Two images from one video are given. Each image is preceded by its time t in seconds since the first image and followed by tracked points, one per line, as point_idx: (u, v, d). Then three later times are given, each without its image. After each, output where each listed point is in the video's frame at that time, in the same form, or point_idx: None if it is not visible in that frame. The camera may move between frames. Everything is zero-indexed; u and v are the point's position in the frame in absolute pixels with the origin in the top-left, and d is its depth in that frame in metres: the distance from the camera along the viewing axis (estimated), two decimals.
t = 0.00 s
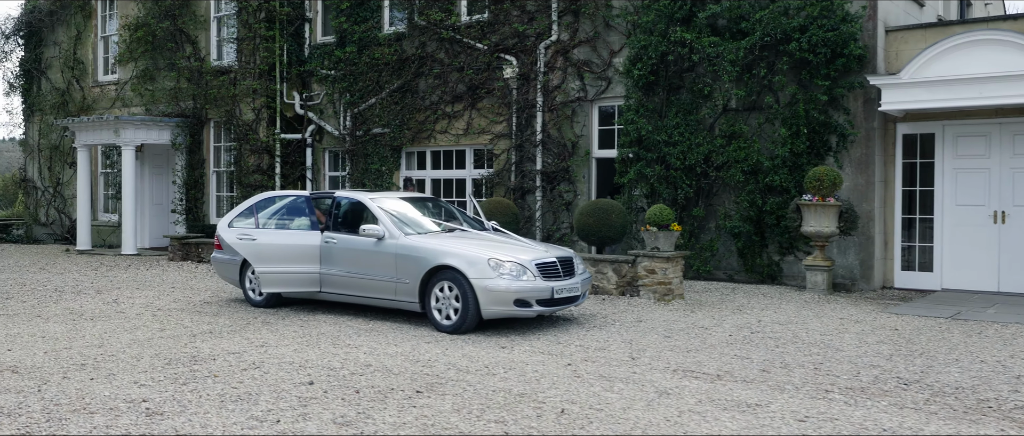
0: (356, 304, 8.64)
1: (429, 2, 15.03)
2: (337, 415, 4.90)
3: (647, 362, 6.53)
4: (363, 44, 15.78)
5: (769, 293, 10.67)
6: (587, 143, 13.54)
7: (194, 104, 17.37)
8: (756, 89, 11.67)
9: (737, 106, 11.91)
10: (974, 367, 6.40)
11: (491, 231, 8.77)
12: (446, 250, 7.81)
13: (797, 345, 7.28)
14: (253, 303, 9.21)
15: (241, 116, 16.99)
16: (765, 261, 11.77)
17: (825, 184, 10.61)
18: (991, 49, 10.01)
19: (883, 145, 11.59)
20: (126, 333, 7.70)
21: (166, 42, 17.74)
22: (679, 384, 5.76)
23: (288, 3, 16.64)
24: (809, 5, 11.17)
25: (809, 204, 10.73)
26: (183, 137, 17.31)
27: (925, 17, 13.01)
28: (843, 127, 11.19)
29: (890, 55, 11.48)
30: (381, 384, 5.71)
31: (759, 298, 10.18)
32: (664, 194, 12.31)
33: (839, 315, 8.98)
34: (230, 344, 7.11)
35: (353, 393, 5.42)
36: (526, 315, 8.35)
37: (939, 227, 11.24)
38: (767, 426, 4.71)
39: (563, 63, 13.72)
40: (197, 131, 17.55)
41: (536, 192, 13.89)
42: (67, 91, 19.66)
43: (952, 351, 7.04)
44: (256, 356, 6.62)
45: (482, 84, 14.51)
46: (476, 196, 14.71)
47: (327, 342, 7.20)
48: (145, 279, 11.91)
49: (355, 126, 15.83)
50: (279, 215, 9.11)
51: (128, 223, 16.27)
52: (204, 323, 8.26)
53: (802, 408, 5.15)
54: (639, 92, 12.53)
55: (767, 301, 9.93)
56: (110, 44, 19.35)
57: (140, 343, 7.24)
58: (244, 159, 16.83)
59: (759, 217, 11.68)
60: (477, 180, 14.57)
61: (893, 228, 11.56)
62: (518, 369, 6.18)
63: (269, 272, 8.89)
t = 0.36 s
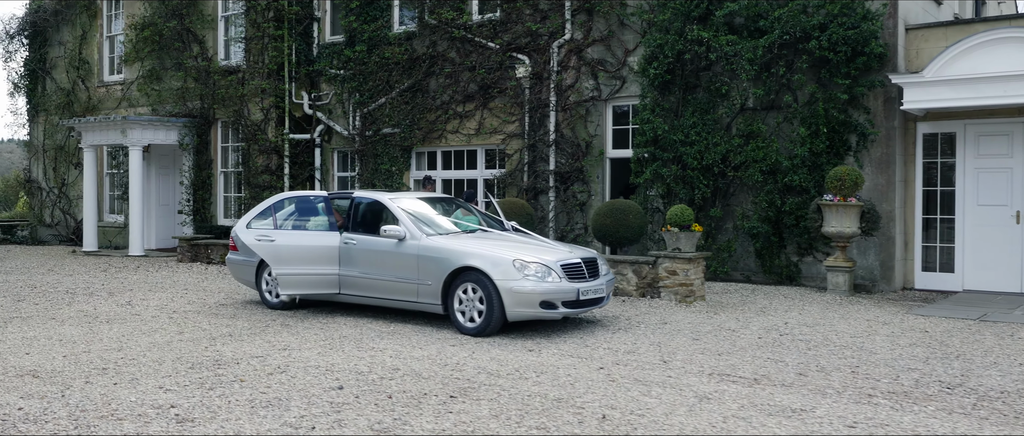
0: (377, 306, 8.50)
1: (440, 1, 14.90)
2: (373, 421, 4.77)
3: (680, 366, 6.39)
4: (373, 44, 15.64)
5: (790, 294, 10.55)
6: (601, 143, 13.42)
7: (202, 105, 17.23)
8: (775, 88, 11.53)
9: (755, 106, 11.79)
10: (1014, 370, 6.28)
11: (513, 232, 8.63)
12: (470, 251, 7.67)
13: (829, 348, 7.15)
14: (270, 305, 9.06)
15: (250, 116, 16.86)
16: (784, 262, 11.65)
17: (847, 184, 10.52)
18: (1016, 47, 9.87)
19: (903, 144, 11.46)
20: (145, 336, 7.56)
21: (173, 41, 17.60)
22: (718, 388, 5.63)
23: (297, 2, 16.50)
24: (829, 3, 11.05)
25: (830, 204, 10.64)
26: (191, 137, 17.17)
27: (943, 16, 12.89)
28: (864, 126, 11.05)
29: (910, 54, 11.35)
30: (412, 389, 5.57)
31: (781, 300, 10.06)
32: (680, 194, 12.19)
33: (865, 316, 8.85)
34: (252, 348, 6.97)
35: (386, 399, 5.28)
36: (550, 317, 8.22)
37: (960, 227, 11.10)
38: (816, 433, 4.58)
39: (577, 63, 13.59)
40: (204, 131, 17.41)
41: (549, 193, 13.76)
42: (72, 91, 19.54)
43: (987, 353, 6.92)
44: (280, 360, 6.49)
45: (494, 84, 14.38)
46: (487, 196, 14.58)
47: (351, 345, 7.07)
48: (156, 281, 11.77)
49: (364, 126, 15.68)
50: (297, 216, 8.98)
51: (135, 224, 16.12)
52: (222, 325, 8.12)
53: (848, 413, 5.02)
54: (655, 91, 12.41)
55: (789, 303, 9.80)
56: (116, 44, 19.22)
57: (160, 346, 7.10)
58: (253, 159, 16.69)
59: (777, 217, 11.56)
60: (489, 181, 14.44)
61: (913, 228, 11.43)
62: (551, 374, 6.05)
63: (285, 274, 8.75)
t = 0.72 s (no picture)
0: (396, 310, 8.39)
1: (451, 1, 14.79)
2: (410, 431, 4.66)
3: (712, 372, 6.28)
4: (382, 44, 15.51)
5: (810, 298, 10.44)
6: (615, 144, 13.31)
7: (209, 105, 17.11)
8: (793, 89, 11.43)
9: (771, 108, 11.69)
10: None
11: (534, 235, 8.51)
12: (493, 254, 7.56)
13: (859, 353, 7.04)
14: (287, 309, 8.95)
15: (258, 117, 16.74)
16: (801, 264, 11.54)
17: (867, 186, 10.40)
18: None
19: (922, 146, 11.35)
20: (163, 341, 7.43)
21: (180, 41, 17.49)
22: (755, 396, 5.52)
23: (306, 2, 16.38)
24: (847, 4, 10.96)
25: (850, 207, 10.55)
26: (198, 138, 17.07)
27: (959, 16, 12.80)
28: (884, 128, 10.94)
29: (929, 55, 11.25)
30: (444, 396, 5.46)
31: (801, 303, 9.95)
32: (696, 196, 12.09)
33: (889, 320, 8.75)
34: (274, 353, 6.86)
35: (419, 407, 5.17)
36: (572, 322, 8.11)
37: (981, 230, 11.00)
38: None
39: (590, 64, 13.49)
40: (212, 132, 17.29)
41: (561, 194, 13.65)
42: (78, 92, 19.41)
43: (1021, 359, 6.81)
44: (304, 366, 6.37)
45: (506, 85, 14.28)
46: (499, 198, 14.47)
47: (374, 350, 6.95)
48: (166, 283, 11.65)
49: (373, 127, 15.57)
50: (313, 218, 8.86)
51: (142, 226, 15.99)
52: (240, 329, 8.00)
53: (892, 422, 4.91)
54: (670, 92, 12.31)
55: (810, 307, 9.69)
56: (122, 43, 19.06)
57: (180, 351, 6.98)
58: (261, 161, 16.57)
59: (795, 220, 11.45)
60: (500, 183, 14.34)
61: (932, 231, 11.33)
62: (583, 380, 5.93)
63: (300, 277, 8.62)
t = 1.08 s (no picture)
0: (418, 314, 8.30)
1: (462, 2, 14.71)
2: None
3: (747, 377, 6.21)
4: (393, 46, 15.43)
5: (830, 301, 10.37)
6: (628, 147, 13.23)
7: (218, 108, 17.03)
8: (810, 91, 11.37)
9: (788, 110, 11.63)
10: None
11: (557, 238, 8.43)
12: (519, 257, 7.49)
13: (890, 357, 6.97)
14: (306, 313, 8.85)
15: (267, 119, 16.66)
16: (819, 267, 11.47)
17: (887, 189, 10.35)
18: None
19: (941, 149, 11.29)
20: (185, 345, 7.35)
21: (188, 43, 17.40)
22: (795, 401, 5.45)
23: (315, 4, 16.31)
24: (866, 5, 10.90)
25: (870, 210, 10.51)
26: (206, 141, 16.98)
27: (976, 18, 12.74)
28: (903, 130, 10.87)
29: (948, 57, 11.19)
30: (479, 402, 5.38)
31: (822, 307, 9.88)
32: (712, 199, 12.02)
33: (914, 324, 8.68)
34: (300, 357, 6.77)
35: (457, 413, 5.09)
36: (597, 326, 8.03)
37: (1000, 233, 10.93)
38: None
39: (603, 65, 13.42)
40: (220, 135, 17.20)
41: (575, 197, 13.58)
42: (83, 94, 19.31)
43: None
44: (332, 371, 6.29)
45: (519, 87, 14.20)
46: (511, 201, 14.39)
47: (401, 355, 6.87)
48: (179, 287, 11.55)
49: (384, 130, 15.48)
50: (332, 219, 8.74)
51: (150, 229, 15.88)
52: (261, 333, 7.92)
53: (938, 428, 4.84)
54: (686, 95, 12.24)
55: (832, 310, 9.62)
56: (128, 45, 18.99)
57: (204, 355, 6.90)
58: (270, 163, 16.49)
59: (813, 223, 11.39)
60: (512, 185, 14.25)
61: (951, 234, 11.26)
62: (617, 386, 5.85)
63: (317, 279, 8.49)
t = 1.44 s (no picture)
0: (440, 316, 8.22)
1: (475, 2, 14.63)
2: None
3: (781, 380, 6.13)
4: (404, 47, 15.34)
5: (850, 303, 10.30)
6: (643, 148, 13.15)
7: (227, 108, 16.95)
8: (829, 92, 11.30)
9: (806, 111, 11.56)
10: None
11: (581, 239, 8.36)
12: (545, 259, 7.41)
13: (922, 360, 6.90)
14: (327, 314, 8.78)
15: (278, 119, 16.58)
16: (837, 269, 11.40)
17: (908, 190, 10.30)
18: None
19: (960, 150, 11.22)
20: (209, 347, 7.27)
21: (198, 43, 17.32)
22: (836, 406, 5.38)
23: (325, 4, 16.23)
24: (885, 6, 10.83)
25: (891, 211, 10.46)
26: (216, 141, 16.91)
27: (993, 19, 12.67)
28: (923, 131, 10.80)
29: (968, 57, 11.12)
30: (516, 407, 5.30)
31: (844, 309, 9.81)
32: (729, 200, 11.95)
33: (940, 326, 8.61)
34: (327, 360, 6.69)
35: (496, 418, 5.01)
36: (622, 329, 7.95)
37: (1021, 235, 10.86)
38: None
39: (618, 66, 13.35)
40: (230, 135, 17.12)
41: (589, 198, 13.50)
42: (91, 94, 19.21)
43: None
44: (362, 374, 6.21)
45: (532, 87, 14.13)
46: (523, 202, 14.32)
47: (428, 357, 6.79)
48: (193, 288, 11.47)
49: (395, 130, 15.40)
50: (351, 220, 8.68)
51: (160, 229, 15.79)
52: (283, 336, 7.84)
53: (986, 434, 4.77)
54: (702, 95, 12.17)
55: (854, 312, 9.55)
56: (136, 45, 18.92)
57: (229, 358, 6.81)
58: (280, 164, 16.41)
59: (831, 225, 11.32)
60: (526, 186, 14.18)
61: (971, 236, 11.19)
62: (653, 389, 5.78)
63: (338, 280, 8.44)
